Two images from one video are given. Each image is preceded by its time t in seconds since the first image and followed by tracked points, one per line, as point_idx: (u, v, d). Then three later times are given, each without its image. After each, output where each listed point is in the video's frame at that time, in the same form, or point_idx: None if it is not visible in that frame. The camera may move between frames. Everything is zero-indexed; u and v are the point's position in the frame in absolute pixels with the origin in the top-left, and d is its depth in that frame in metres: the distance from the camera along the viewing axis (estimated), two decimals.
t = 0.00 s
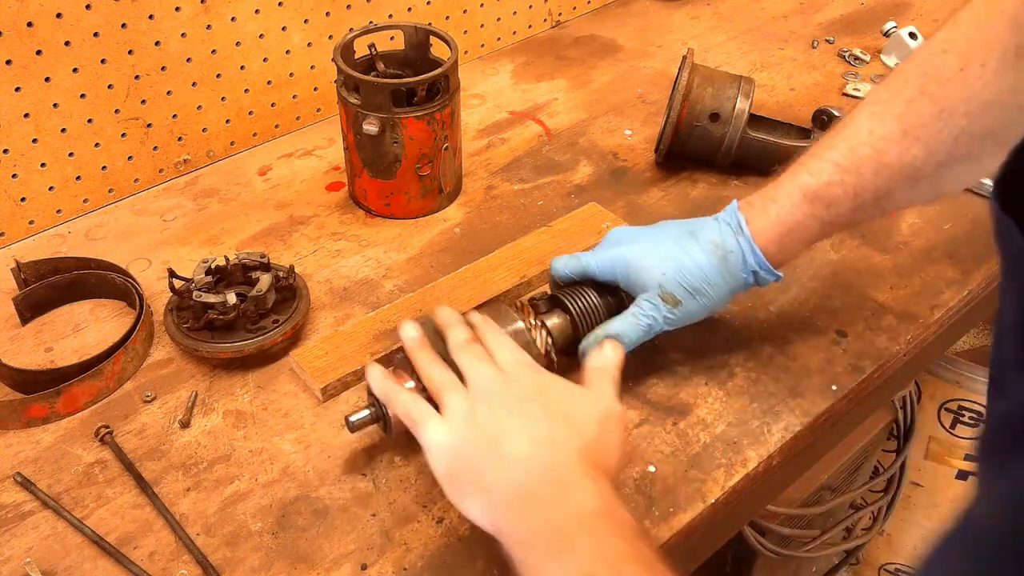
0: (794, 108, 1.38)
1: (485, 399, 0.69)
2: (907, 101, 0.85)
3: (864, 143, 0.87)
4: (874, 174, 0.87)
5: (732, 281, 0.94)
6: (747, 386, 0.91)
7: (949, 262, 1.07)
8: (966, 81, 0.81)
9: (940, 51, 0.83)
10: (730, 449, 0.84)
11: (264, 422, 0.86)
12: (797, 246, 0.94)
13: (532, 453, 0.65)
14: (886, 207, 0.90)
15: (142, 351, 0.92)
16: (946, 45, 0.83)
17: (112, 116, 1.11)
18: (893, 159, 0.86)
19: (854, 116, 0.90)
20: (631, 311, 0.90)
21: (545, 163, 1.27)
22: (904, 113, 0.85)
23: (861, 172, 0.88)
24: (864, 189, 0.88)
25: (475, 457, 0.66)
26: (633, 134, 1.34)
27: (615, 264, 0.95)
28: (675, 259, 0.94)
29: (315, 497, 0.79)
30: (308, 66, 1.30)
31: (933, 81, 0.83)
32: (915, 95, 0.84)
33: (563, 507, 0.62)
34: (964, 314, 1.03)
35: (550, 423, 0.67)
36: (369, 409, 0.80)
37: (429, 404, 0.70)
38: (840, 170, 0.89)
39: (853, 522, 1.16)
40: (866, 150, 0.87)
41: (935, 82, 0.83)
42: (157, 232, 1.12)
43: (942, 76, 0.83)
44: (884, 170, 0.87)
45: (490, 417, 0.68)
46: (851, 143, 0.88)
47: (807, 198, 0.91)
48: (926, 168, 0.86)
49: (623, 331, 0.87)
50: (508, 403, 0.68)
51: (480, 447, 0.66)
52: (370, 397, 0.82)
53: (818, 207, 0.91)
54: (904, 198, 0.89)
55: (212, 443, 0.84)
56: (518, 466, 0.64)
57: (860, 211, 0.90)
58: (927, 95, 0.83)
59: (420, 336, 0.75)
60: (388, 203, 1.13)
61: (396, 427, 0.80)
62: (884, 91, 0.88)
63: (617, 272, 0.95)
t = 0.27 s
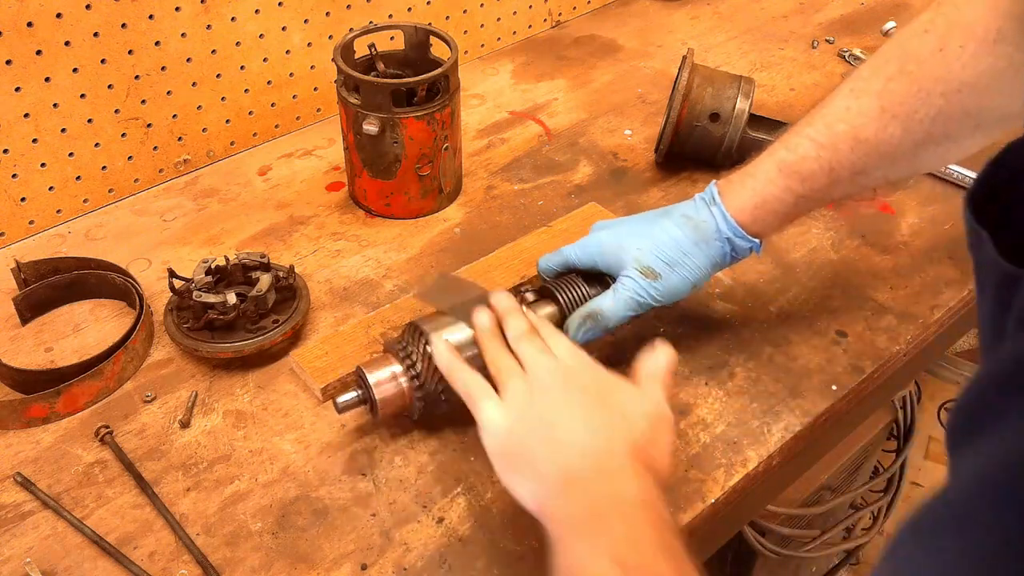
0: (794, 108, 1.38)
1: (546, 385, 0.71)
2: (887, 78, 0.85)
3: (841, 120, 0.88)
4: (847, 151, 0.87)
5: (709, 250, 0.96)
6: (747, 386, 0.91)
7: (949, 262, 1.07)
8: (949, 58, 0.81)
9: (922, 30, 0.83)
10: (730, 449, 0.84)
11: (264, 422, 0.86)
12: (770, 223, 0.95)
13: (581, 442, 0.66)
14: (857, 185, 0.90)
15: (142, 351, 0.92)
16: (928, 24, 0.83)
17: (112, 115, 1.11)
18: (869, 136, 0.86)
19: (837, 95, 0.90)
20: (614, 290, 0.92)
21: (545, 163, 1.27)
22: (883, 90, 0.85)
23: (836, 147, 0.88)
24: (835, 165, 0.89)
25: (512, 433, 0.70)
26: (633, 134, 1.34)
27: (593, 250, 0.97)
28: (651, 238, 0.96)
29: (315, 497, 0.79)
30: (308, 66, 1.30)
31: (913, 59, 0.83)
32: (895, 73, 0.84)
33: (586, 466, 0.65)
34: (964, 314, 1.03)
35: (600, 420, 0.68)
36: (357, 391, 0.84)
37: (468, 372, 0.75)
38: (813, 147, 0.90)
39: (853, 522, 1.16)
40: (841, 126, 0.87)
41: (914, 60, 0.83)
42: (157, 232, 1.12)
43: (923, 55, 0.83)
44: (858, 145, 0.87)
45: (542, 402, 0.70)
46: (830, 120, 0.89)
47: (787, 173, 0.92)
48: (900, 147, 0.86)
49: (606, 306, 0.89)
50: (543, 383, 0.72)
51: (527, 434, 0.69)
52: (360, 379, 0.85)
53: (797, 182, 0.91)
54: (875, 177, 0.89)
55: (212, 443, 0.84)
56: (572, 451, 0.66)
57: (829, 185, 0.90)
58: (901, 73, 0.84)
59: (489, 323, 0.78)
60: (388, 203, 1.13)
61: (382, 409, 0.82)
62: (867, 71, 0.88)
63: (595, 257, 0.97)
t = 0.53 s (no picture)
0: (794, 108, 1.38)
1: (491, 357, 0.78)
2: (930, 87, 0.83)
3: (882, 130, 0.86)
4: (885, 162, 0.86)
5: (812, 294, 0.93)
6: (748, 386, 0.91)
7: (949, 262, 1.07)
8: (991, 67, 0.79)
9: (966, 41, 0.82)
10: (730, 448, 0.84)
11: (264, 422, 0.86)
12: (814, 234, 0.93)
13: (524, 388, 0.74)
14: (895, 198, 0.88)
15: (142, 351, 0.92)
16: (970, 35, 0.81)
17: (112, 115, 1.11)
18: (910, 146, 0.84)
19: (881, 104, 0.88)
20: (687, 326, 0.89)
21: (545, 163, 1.27)
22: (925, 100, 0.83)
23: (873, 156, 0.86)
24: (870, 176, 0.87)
25: (514, 400, 0.73)
26: (633, 134, 1.34)
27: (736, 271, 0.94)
28: (750, 265, 0.94)
29: (315, 497, 0.79)
30: (308, 66, 1.30)
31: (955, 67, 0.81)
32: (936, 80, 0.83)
33: (587, 448, 0.68)
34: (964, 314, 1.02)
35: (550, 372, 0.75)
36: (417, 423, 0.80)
37: (507, 358, 0.77)
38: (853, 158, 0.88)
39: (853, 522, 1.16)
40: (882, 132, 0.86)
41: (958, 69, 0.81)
42: (157, 232, 1.12)
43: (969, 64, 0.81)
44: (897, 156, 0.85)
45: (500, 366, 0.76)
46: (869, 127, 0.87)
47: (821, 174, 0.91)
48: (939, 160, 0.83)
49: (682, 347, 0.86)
50: (554, 387, 0.73)
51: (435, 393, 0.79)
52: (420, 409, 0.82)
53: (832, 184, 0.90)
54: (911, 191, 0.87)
55: (212, 443, 0.84)
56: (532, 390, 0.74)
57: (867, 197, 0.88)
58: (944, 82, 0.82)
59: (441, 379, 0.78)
60: (388, 203, 1.13)
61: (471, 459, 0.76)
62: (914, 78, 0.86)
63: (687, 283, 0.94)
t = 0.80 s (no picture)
0: (795, 108, 1.38)
1: (551, 422, 0.70)
2: (945, 86, 0.80)
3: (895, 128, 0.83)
4: (900, 161, 0.83)
5: (756, 253, 0.95)
6: (747, 386, 0.91)
7: (949, 262, 1.07)
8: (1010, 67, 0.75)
9: (982, 38, 0.78)
10: (730, 448, 0.84)
11: (264, 422, 0.86)
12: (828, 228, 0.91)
13: (610, 480, 0.65)
14: (910, 196, 0.86)
15: (142, 351, 0.92)
16: (988, 35, 0.78)
17: (112, 115, 1.11)
18: (925, 144, 0.82)
19: (900, 99, 0.85)
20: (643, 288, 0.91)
21: (545, 163, 1.27)
22: (942, 98, 0.80)
23: (890, 155, 0.84)
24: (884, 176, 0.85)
25: (593, 496, 0.64)
26: (633, 134, 1.34)
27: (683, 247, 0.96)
28: (698, 240, 0.96)
29: (315, 497, 0.79)
30: (308, 65, 1.30)
31: (971, 67, 0.78)
32: (953, 80, 0.79)
33: (692, 543, 0.61)
34: (963, 315, 1.02)
35: (620, 436, 0.68)
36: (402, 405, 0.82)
37: (562, 432, 0.68)
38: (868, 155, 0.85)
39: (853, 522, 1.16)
40: (900, 136, 0.83)
41: (972, 68, 0.78)
42: (157, 232, 1.12)
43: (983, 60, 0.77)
44: (914, 155, 0.82)
45: (560, 443, 0.68)
46: (883, 125, 0.85)
47: (839, 179, 0.88)
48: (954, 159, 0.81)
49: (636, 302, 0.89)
50: (636, 477, 0.65)
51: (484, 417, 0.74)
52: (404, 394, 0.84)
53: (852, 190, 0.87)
54: (926, 189, 0.85)
55: (212, 443, 0.84)
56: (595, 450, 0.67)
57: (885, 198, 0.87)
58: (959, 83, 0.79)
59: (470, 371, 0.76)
60: (388, 203, 1.13)
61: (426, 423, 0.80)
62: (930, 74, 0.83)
63: (640, 265, 0.96)
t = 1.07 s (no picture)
0: (795, 109, 1.38)
1: (532, 382, 0.70)
2: (921, 68, 0.79)
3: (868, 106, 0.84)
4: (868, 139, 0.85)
5: (734, 228, 0.95)
6: (748, 386, 0.91)
7: (949, 262, 1.07)
8: (983, 49, 0.73)
9: (960, 20, 0.76)
10: (730, 448, 0.84)
11: (264, 422, 0.86)
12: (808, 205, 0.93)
13: (576, 451, 0.65)
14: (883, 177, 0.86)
15: (142, 351, 0.92)
16: (966, 15, 0.75)
17: (112, 115, 1.11)
18: (901, 124, 0.82)
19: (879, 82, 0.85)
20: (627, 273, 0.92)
21: (545, 163, 1.27)
22: (917, 79, 0.80)
23: (865, 133, 0.84)
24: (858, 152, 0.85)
25: (553, 479, 0.65)
26: (633, 134, 1.34)
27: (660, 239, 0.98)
28: (677, 222, 0.97)
29: (315, 497, 0.79)
30: (308, 66, 1.30)
31: (947, 48, 0.77)
32: (929, 63, 0.79)
33: (649, 535, 0.61)
34: (963, 315, 1.02)
35: (590, 416, 0.67)
36: (391, 391, 0.83)
37: (533, 384, 0.69)
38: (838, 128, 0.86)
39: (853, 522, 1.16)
40: (875, 115, 0.83)
41: (950, 49, 0.77)
42: (157, 232, 1.12)
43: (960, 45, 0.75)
44: (889, 135, 0.83)
45: (521, 413, 0.68)
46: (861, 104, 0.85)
47: (815, 157, 0.90)
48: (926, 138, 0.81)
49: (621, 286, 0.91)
50: (595, 452, 0.65)
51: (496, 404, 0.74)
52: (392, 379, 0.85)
53: (827, 168, 0.89)
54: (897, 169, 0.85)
55: (212, 443, 0.84)
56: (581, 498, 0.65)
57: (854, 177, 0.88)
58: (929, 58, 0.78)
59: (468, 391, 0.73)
60: (388, 203, 1.13)
61: (417, 413, 0.82)
62: (910, 56, 0.82)
63: (622, 252, 0.97)
